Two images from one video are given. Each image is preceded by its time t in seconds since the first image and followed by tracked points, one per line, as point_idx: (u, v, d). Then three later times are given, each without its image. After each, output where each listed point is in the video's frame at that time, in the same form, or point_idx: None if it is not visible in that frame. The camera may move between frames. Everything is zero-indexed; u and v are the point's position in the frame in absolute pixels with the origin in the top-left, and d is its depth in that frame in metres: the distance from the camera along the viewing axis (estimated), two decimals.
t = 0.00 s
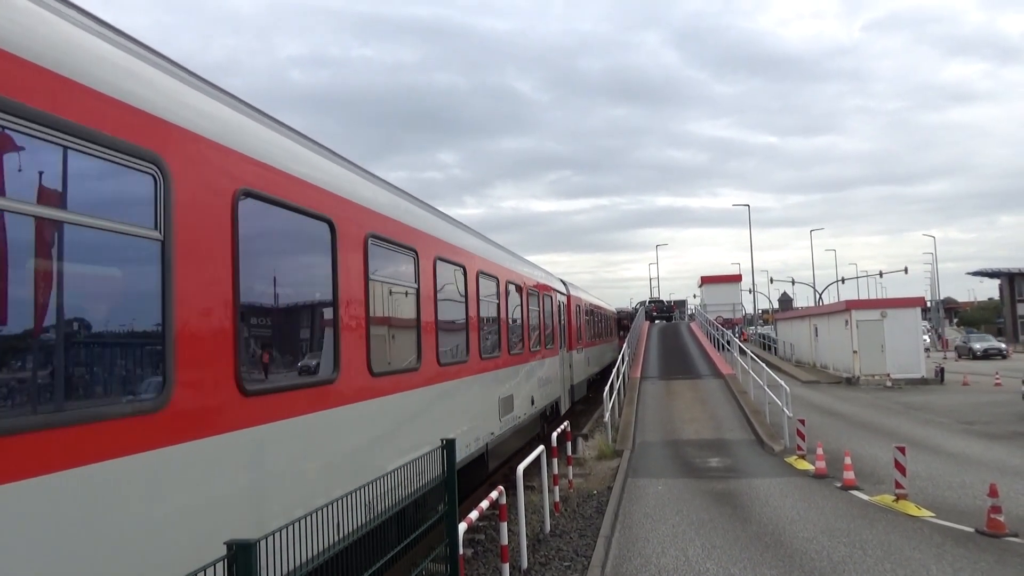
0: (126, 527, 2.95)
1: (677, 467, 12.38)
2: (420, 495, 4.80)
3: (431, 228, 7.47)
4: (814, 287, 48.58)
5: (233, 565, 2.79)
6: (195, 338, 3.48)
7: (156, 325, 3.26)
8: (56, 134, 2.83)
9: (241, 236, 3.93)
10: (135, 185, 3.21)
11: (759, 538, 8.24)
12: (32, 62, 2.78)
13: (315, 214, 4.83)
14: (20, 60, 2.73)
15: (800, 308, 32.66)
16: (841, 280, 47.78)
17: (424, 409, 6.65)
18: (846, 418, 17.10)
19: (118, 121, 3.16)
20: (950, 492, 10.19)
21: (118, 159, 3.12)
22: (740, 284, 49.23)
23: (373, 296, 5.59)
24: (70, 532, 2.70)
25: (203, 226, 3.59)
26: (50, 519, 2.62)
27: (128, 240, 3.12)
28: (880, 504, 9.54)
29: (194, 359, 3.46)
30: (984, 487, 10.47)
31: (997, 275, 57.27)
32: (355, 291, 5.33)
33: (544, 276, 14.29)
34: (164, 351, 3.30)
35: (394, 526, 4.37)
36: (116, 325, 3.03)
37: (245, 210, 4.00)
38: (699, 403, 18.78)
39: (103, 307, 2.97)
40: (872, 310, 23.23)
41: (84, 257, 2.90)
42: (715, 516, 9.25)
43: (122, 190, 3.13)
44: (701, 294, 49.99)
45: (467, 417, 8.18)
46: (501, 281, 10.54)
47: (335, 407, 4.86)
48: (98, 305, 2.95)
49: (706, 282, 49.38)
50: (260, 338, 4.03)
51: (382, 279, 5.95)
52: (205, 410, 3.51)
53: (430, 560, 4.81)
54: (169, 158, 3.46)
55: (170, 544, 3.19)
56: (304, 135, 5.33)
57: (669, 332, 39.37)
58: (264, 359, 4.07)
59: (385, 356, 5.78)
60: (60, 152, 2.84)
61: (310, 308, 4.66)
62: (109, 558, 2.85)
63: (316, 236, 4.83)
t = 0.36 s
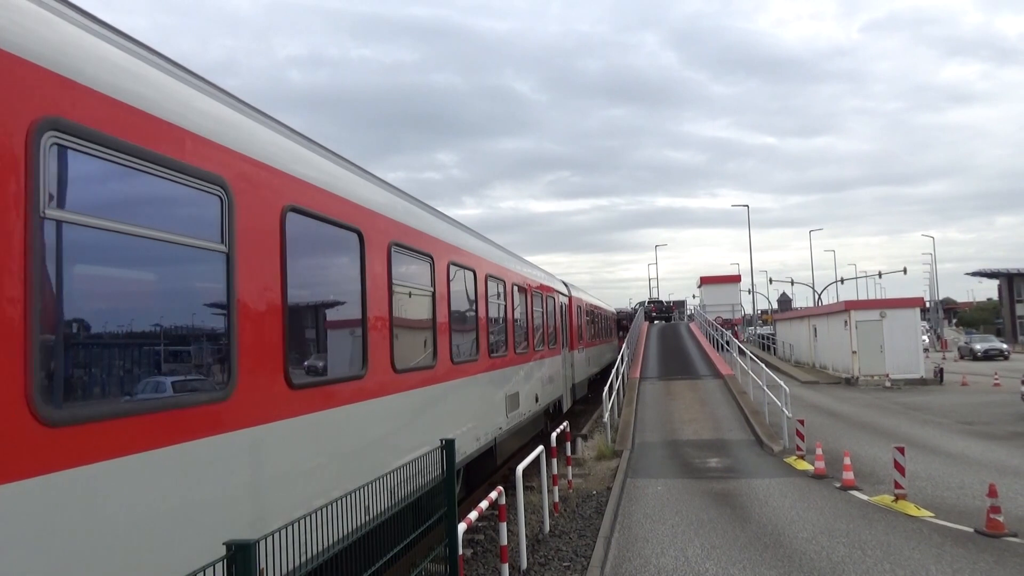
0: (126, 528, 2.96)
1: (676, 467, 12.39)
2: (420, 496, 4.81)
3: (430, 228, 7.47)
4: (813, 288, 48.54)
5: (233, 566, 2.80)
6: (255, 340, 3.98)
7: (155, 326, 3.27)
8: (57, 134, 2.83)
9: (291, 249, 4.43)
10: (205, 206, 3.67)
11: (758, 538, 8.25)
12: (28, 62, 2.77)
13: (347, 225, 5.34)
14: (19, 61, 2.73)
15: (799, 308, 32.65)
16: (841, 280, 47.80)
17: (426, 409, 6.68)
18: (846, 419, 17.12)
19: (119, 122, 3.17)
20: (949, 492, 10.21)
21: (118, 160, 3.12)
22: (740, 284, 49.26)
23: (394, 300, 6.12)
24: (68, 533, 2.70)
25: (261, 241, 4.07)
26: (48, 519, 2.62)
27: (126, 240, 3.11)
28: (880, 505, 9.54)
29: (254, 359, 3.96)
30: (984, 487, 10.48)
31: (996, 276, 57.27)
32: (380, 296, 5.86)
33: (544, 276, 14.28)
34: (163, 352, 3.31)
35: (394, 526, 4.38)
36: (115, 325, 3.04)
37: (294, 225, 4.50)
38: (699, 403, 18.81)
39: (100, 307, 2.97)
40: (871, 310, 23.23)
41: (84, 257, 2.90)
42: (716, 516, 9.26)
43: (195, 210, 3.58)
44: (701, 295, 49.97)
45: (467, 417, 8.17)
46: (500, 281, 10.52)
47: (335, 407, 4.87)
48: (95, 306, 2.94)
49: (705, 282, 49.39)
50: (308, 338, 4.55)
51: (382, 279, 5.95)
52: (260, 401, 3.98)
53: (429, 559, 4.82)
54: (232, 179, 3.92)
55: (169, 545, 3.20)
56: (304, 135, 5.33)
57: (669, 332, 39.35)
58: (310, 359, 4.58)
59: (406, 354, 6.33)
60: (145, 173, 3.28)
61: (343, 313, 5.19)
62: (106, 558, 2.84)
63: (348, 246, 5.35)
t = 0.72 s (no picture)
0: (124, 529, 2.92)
1: (677, 465, 12.36)
2: (420, 494, 4.79)
3: (431, 227, 7.43)
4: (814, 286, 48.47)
5: (233, 565, 2.78)
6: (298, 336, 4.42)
7: (156, 326, 3.24)
8: (49, 133, 2.79)
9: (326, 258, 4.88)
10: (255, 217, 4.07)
11: (759, 536, 8.24)
12: (24, 61, 2.73)
13: (355, 228, 5.47)
14: (18, 61, 2.71)
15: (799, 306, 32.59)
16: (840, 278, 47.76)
17: (426, 408, 6.66)
18: (846, 416, 17.11)
19: (117, 120, 3.14)
20: (950, 490, 10.19)
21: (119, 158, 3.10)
22: (739, 282, 49.22)
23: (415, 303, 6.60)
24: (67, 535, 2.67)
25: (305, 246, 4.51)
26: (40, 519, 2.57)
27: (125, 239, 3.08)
28: (880, 502, 9.52)
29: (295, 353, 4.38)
30: (984, 484, 10.46)
31: (996, 273, 57.16)
32: (400, 298, 6.32)
33: (545, 275, 14.23)
34: (164, 352, 3.28)
35: (394, 525, 4.35)
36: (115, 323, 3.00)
37: (330, 236, 4.94)
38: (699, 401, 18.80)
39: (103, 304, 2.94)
40: (871, 308, 23.22)
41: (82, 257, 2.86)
42: (716, 514, 9.25)
43: (247, 222, 3.97)
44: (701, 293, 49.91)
45: (468, 415, 8.16)
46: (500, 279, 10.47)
47: (336, 408, 4.85)
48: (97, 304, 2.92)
49: (704, 280, 49.34)
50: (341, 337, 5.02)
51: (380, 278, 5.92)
52: (302, 394, 4.41)
53: (430, 558, 4.79)
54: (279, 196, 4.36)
55: (169, 546, 3.17)
56: (306, 136, 5.29)
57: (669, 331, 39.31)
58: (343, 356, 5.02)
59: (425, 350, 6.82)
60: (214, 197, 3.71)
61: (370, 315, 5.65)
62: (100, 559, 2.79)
63: (372, 253, 5.79)
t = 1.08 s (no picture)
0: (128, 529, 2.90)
1: (677, 463, 12.35)
2: (421, 492, 4.78)
3: (430, 224, 7.36)
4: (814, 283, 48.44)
5: (235, 563, 2.76)
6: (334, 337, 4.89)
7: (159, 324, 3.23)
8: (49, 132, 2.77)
9: (358, 262, 5.36)
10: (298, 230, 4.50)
11: (760, 533, 8.24)
12: (22, 59, 2.70)
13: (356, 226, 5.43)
14: (17, 57, 2.68)
15: (800, 303, 32.56)
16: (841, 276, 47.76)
17: (426, 405, 6.65)
18: (847, 414, 17.09)
19: (116, 117, 3.12)
20: (951, 487, 10.18)
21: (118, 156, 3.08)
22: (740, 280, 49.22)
23: (431, 302, 7.10)
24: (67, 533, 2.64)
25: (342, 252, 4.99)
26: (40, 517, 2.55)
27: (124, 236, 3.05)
28: (881, 499, 9.51)
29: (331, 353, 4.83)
30: (985, 481, 10.45)
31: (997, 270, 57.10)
32: (418, 298, 6.80)
33: (545, 272, 14.14)
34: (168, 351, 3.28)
35: (394, 522, 4.34)
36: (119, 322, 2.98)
37: (360, 241, 5.41)
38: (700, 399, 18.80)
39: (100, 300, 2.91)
40: (871, 305, 23.23)
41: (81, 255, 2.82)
42: (717, 511, 9.25)
43: (294, 231, 4.42)
44: (701, 290, 49.90)
45: (468, 413, 8.15)
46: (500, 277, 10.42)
47: (337, 407, 4.83)
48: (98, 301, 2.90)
49: (705, 278, 49.34)
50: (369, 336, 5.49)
51: (381, 276, 5.88)
52: (338, 387, 4.87)
53: (431, 556, 4.78)
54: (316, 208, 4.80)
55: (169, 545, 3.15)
56: (305, 134, 5.22)
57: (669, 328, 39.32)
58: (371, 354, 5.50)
59: (442, 345, 7.37)
60: (267, 212, 4.17)
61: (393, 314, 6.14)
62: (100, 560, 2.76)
63: (392, 256, 6.25)
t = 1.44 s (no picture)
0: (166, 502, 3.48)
1: (677, 461, 12.91)
2: (421, 490, 5.33)
3: (426, 219, 7.77)
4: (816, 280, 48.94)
5: (237, 562, 3.32)
6: (369, 324, 6.03)
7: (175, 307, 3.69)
8: (101, 160, 3.32)
9: (384, 264, 6.40)
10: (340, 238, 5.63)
11: (761, 531, 8.80)
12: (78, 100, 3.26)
13: (352, 223, 5.88)
14: (110, 105, 3.44)
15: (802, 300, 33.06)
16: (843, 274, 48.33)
17: (425, 403, 7.19)
18: (848, 412, 17.67)
19: (153, 152, 3.68)
20: (952, 485, 10.74)
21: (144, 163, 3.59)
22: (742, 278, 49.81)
23: (447, 301, 8.17)
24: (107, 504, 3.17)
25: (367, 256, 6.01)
26: (97, 494, 3.11)
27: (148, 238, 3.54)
28: (882, 498, 10.08)
29: (366, 337, 5.96)
30: (987, 479, 11.03)
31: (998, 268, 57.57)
32: (436, 298, 7.86)
33: (546, 270, 14.58)
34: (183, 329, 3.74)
35: (392, 519, 4.89)
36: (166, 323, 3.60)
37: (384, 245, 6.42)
38: (701, 397, 19.37)
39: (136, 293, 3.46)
40: (874, 303, 23.85)
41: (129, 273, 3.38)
42: (717, 509, 9.82)
43: (328, 239, 5.42)
44: (703, 288, 50.39)
45: (467, 410, 8.66)
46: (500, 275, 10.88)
47: (332, 398, 5.31)
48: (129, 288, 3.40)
49: (707, 275, 49.96)
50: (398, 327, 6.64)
51: (384, 272, 6.38)
52: (367, 372, 5.91)
53: (431, 553, 5.35)
54: (355, 221, 5.97)
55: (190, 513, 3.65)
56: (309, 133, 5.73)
57: (670, 326, 39.82)
58: (399, 343, 6.63)
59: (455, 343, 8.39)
60: (319, 226, 5.30)
61: (419, 311, 7.30)
62: (143, 531, 3.33)
63: (416, 260, 7.37)
